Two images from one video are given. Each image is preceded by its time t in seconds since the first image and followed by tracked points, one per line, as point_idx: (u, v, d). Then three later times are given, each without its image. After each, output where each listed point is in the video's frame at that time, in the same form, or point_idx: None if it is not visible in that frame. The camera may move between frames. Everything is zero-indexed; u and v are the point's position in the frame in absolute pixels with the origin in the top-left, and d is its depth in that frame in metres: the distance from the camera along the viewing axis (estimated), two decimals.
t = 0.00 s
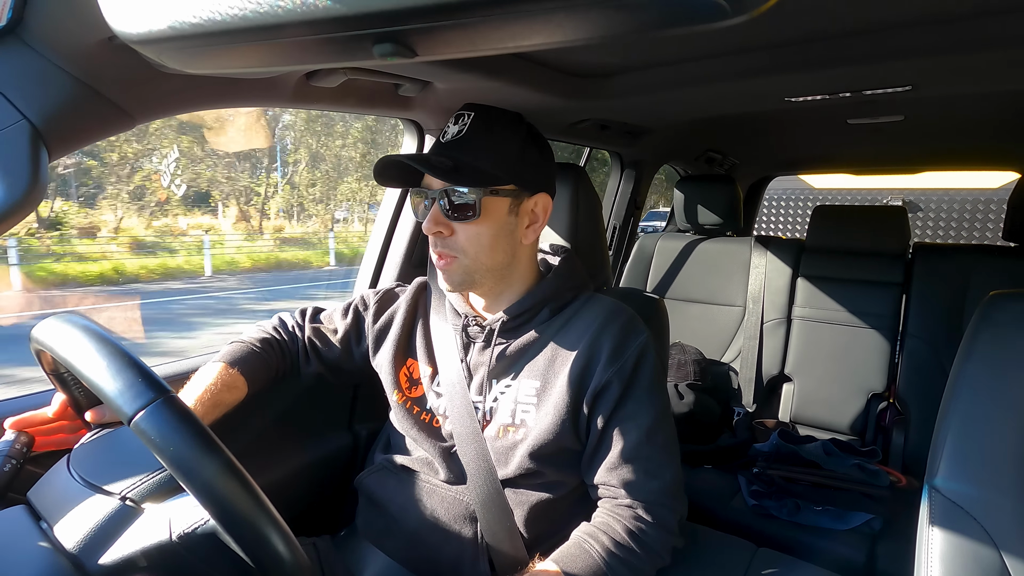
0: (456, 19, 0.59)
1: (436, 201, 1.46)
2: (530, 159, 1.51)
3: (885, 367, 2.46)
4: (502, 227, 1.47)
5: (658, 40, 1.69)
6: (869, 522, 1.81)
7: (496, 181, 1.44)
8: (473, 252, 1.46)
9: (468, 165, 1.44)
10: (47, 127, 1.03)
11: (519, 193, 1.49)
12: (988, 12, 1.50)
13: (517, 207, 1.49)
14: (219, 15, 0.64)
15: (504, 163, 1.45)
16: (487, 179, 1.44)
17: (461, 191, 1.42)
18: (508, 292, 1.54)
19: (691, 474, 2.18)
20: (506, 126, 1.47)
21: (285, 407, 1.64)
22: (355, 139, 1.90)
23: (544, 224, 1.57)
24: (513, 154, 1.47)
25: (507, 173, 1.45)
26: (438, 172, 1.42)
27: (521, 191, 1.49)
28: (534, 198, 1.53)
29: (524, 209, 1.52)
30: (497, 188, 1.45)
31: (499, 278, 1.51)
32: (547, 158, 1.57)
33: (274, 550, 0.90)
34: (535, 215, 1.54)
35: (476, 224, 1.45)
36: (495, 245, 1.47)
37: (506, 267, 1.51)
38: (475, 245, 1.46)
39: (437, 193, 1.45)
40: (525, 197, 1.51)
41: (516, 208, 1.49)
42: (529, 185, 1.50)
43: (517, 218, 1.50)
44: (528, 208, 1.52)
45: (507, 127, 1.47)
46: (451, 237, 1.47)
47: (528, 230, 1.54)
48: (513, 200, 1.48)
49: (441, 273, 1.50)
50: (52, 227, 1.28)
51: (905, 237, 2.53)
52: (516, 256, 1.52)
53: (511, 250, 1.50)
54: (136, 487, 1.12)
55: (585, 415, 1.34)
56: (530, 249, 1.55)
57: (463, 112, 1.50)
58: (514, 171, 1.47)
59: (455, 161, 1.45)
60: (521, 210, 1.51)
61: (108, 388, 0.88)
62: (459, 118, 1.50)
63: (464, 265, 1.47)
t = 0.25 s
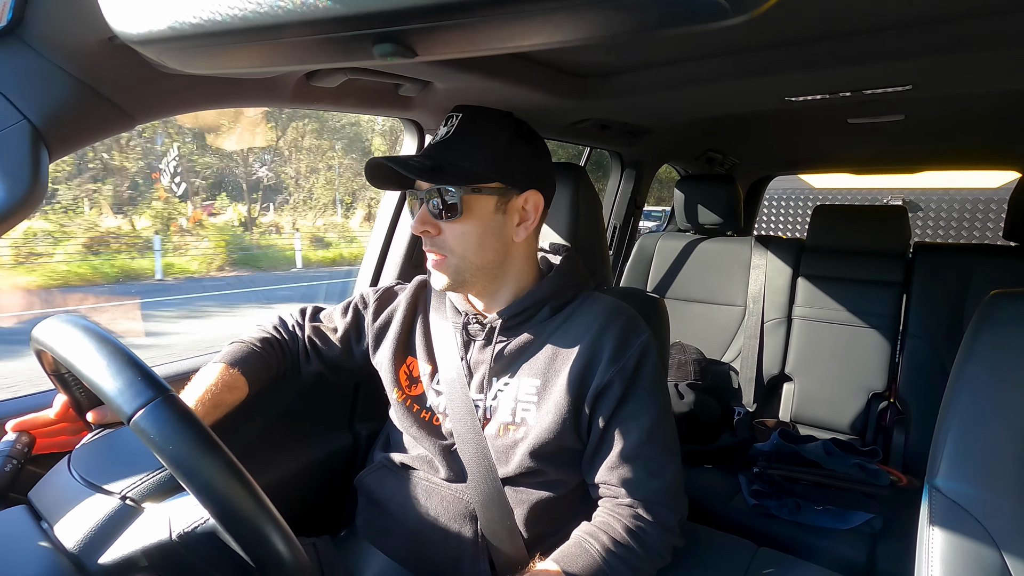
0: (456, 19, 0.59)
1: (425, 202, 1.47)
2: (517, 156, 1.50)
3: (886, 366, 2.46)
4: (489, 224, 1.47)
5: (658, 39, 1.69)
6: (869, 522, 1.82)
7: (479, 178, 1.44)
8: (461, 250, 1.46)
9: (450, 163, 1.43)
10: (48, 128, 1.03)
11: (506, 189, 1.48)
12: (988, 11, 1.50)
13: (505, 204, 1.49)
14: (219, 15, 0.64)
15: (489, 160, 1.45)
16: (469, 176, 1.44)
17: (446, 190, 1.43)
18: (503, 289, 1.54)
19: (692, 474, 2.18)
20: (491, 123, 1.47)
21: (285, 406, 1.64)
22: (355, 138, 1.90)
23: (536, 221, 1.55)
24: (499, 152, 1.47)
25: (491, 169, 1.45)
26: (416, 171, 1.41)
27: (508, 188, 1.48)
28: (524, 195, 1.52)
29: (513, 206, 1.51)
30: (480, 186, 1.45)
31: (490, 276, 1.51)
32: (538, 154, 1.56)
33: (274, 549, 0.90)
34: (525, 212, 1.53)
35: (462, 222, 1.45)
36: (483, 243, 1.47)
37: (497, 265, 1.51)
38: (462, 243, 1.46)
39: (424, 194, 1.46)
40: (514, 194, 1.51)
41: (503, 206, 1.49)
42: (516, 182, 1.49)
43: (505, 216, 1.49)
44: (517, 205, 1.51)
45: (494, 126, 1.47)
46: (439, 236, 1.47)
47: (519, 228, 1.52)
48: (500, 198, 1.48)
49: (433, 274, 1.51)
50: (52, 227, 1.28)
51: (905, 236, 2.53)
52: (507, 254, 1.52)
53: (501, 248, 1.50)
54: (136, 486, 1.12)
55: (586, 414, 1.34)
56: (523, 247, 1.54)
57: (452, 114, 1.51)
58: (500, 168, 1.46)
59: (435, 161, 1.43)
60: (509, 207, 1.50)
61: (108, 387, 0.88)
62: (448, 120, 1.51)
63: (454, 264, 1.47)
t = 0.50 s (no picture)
0: (455, 15, 0.59)
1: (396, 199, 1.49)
2: (479, 154, 1.44)
3: (885, 363, 2.46)
4: (447, 224, 1.45)
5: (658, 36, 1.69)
6: (868, 519, 1.80)
7: (435, 178, 1.42)
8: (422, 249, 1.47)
9: (408, 164, 1.42)
10: (47, 124, 1.03)
11: (466, 190, 1.44)
12: (989, 8, 1.49)
13: (464, 204, 1.45)
14: (217, 12, 0.64)
15: (446, 160, 1.42)
16: (425, 176, 1.42)
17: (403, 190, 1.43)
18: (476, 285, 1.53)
19: (691, 471, 2.18)
20: (452, 121, 1.43)
21: (285, 403, 1.64)
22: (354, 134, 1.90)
23: (501, 222, 1.48)
24: (460, 151, 1.43)
25: (446, 170, 1.42)
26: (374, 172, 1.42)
27: (468, 188, 1.44)
28: (487, 195, 1.46)
29: (476, 206, 1.46)
30: (438, 186, 1.43)
31: (455, 275, 1.50)
32: (508, 151, 1.48)
33: (274, 546, 0.90)
34: (489, 212, 1.47)
35: (422, 222, 1.45)
36: (442, 243, 1.46)
37: (462, 265, 1.49)
38: (423, 242, 1.46)
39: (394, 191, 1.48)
40: (476, 194, 1.45)
41: (464, 206, 1.45)
42: (477, 182, 1.44)
43: (465, 216, 1.46)
44: (480, 205, 1.46)
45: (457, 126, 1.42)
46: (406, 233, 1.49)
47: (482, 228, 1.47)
48: (459, 198, 1.44)
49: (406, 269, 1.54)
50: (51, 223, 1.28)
51: (905, 234, 2.53)
52: (471, 254, 1.48)
53: (463, 248, 1.47)
54: (137, 483, 1.13)
55: (585, 411, 1.34)
56: (489, 247, 1.49)
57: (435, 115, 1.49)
58: (457, 168, 1.43)
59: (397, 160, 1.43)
60: (470, 207, 1.46)
61: (108, 383, 0.88)
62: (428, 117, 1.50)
63: (415, 262, 1.48)
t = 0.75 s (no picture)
0: (455, 18, 0.59)
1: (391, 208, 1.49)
2: (471, 164, 1.42)
3: (886, 366, 2.46)
4: (441, 234, 1.45)
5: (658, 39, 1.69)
6: (869, 521, 1.80)
7: (428, 189, 1.41)
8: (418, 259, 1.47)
9: (399, 175, 1.41)
10: (48, 126, 1.03)
11: (459, 200, 1.43)
12: (989, 11, 1.50)
13: (458, 213, 1.44)
14: (219, 13, 0.64)
15: (438, 172, 1.41)
16: (417, 187, 1.41)
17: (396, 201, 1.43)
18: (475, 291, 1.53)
19: (691, 474, 2.18)
20: (443, 132, 1.41)
21: (286, 404, 1.65)
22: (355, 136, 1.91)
23: (495, 230, 1.48)
24: (451, 162, 1.41)
25: (437, 181, 1.41)
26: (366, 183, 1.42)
27: (460, 198, 1.43)
28: (480, 204, 1.45)
29: (471, 215, 1.46)
30: (430, 197, 1.43)
31: (452, 283, 1.50)
32: (500, 159, 1.47)
33: (274, 548, 0.90)
34: (483, 221, 1.46)
35: (416, 232, 1.46)
36: (437, 252, 1.46)
37: (458, 273, 1.49)
38: (419, 252, 1.47)
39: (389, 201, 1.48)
40: (469, 203, 1.45)
41: (458, 215, 1.45)
42: (470, 192, 1.43)
43: (459, 225, 1.45)
44: (474, 214, 1.46)
45: (447, 133, 1.40)
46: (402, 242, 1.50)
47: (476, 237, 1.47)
48: (452, 208, 1.44)
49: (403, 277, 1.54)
50: (52, 224, 1.28)
51: (905, 236, 2.53)
52: (466, 261, 1.48)
53: (458, 256, 1.47)
54: (136, 486, 1.12)
55: (586, 414, 1.34)
56: (484, 254, 1.49)
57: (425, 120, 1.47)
58: (448, 180, 1.42)
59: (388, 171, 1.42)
60: (464, 216, 1.45)
61: (108, 386, 0.88)
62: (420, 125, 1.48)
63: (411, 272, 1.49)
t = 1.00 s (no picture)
0: (455, 27, 0.60)
1: (410, 213, 1.46)
2: (502, 169, 1.46)
3: (888, 371, 2.45)
4: (472, 238, 1.45)
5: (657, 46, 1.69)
6: (874, 529, 1.80)
7: (463, 193, 1.42)
8: (445, 264, 1.45)
9: (433, 179, 1.41)
10: (51, 136, 1.04)
11: (491, 204, 1.45)
12: (987, 17, 1.50)
13: (489, 217, 1.46)
14: (221, 24, 0.65)
15: (471, 175, 1.42)
16: (451, 191, 1.41)
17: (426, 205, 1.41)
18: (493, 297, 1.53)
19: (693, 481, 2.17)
20: (476, 137, 1.43)
21: (292, 411, 1.64)
22: (355, 145, 1.92)
23: (523, 235, 1.51)
24: (483, 167, 1.43)
25: (470, 184, 1.42)
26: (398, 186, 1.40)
27: (492, 202, 1.45)
28: (509, 208, 1.48)
29: (500, 219, 1.48)
30: (464, 200, 1.43)
31: (474, 288, 1.50)
32: (525, 166, 1.51)
33: (275, 558, 0.89)
34: (511, 225, 1.49)
35: (445, 236, 1.44)
36: (466, 257, 1.45)
37: (483, 278, 1.49)
38: (445, 256, 1.45)
39: (408, 205, 1.45)
40: (499, 208, 1.47)
41: (488, 219, 1.46)
42: (501, 196, 1.46)
43: (489, 230, 1.46)
44: (503, 218, 1.48)
45: (479, 138, 1.43)
46: (424, 248, 1.46)
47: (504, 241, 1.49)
48: (484, 211, 1.45)
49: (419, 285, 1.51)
50: (54, 233, 1.28)
51: (906, 242, 2.53)
52: (492, 266, 1.49)
53: (485, 261, 1.47)
54: (139, 497, 1.12)
55: (589, 422, 1.34)
56: (508, 259, 1.51)
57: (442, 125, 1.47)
58: (482, 184, 1.43)
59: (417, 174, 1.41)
60: (494, 220, 1.47)
61: (110, 397, 0.88)
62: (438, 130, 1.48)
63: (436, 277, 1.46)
